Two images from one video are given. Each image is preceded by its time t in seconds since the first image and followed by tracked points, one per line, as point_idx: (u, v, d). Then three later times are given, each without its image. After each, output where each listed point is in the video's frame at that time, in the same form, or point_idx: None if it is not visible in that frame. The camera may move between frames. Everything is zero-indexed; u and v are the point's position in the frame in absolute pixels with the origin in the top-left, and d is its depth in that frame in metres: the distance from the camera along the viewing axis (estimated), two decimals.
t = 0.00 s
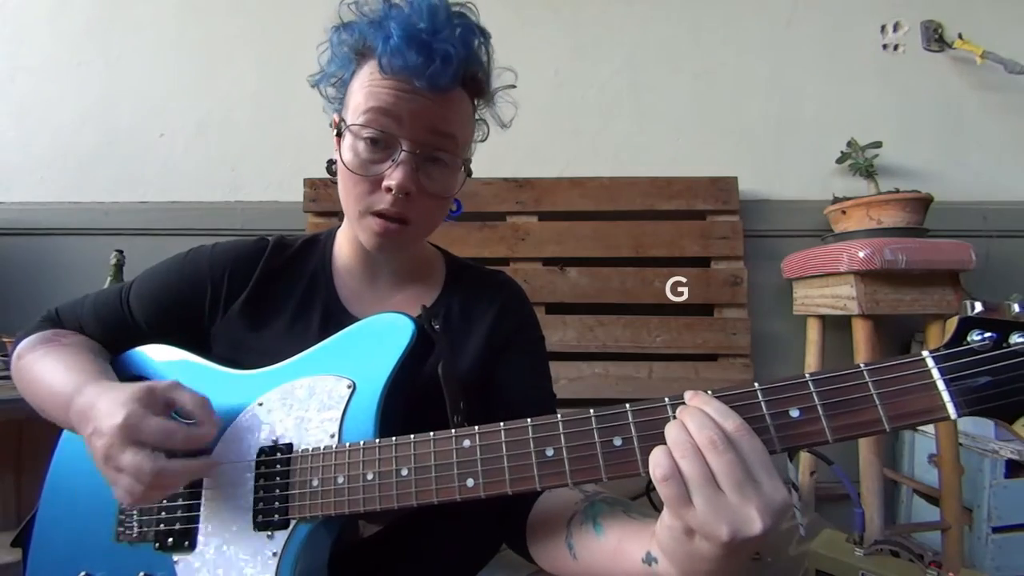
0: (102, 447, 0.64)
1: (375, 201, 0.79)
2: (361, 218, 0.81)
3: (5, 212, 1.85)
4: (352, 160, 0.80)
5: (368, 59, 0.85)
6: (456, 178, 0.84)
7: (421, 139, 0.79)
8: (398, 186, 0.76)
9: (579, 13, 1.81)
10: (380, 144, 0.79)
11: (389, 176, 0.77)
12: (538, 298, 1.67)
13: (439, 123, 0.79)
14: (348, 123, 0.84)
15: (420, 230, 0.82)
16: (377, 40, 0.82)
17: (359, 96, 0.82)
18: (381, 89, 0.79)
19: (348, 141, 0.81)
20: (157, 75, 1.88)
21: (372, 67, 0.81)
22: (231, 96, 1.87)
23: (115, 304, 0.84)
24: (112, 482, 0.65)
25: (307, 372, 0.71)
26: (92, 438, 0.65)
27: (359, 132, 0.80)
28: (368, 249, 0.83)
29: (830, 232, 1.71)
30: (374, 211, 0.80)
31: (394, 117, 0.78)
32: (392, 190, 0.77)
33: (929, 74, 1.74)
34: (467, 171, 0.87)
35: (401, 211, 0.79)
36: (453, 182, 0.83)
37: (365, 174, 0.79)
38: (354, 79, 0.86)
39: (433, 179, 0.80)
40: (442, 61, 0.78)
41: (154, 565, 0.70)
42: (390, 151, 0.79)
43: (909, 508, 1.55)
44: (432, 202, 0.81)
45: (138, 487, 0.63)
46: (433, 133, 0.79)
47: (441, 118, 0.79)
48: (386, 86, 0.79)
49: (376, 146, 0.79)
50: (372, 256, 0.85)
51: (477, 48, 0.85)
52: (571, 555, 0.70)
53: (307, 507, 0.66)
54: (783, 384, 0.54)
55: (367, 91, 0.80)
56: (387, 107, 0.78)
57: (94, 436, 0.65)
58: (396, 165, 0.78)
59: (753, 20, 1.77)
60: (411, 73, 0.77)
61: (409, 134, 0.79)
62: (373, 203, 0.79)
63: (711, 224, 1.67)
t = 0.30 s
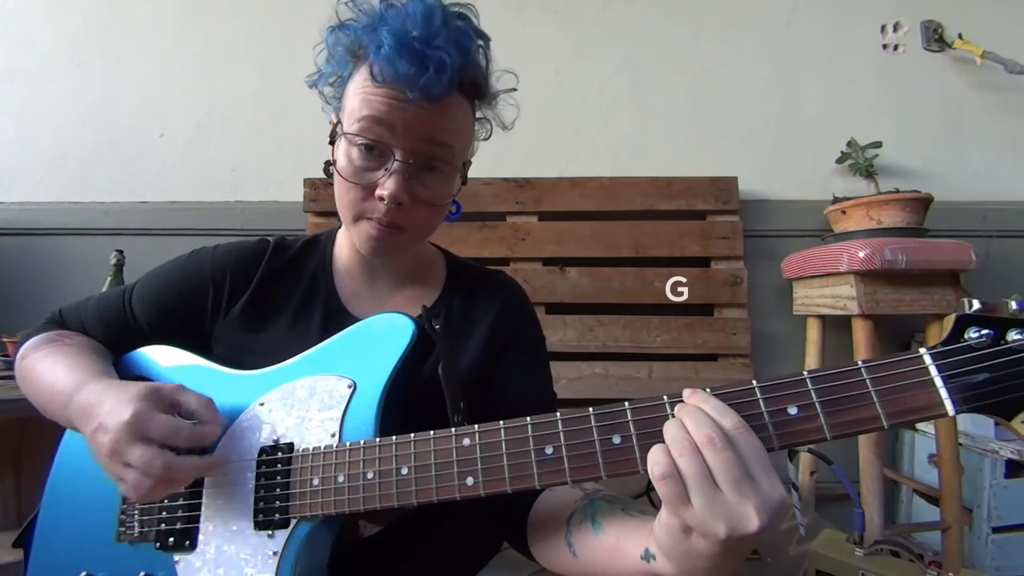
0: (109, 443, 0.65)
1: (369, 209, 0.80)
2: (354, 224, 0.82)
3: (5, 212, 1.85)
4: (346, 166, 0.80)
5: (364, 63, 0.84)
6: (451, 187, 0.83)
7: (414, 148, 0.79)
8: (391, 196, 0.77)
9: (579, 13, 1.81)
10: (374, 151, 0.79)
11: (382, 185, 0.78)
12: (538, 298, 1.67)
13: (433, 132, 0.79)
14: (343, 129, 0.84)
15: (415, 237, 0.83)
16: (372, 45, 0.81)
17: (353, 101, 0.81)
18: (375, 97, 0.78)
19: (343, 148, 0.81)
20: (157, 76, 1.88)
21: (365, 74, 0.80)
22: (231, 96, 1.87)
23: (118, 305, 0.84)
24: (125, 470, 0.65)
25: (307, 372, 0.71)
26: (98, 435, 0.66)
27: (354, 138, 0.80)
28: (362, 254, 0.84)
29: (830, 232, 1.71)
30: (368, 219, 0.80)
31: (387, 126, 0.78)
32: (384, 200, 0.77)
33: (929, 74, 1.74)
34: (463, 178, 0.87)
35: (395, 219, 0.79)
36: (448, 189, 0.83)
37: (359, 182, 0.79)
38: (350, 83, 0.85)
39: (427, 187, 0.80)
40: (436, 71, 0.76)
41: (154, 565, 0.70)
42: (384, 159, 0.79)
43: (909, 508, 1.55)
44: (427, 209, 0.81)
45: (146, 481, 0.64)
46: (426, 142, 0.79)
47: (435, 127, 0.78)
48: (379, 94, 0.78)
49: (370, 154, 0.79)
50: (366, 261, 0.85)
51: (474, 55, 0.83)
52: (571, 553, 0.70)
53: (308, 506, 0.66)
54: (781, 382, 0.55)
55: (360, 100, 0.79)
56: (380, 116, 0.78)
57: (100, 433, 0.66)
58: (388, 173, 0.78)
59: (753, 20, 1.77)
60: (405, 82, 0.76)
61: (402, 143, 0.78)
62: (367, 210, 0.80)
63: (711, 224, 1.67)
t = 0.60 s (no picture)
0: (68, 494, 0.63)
1: (373, 181, 0.79)
2: (361, 201, 0.80)
3: (5, 212, 1.85)
4: (349, 145, 0.81)
5: (362, 53, 0.86)
6: (453, 158, 0.85)
7: (415, 118, 0.81)
8: (397, 160, 0.77)
9: (579, 13, 1.81)
10: (376, 126, 0.81)
11: (387, 153, 0.78)
12: (538, 298, 1.67)
13: (432, 103, 0.82)
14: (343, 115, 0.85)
15: (421, 209, 0.82)
16: (364, 33, 0.85)
17: (353, 86, 0.84)
18: (374, 73, 0.82)
19: (344, 128, 0.83)
20: (156, 75, 1.88)
21: (362, 58, 0.84)
22: (231, 96, 1.87)
23: (116, 306, 0.84)
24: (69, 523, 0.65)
25: (306, 371, 0.71)
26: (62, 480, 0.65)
27: (356, 118, 0.82)
28: (369, 233, 0.82)
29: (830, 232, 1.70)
30: (373, 191, 0.79)
31: (388, 98, 0.80)
32: (390, 165, 0.77)
33: (929, 74, 1.74)
34: (463, 157, 0.88)
35: (401, 187, 0.78)
36: (451, 163, 0.84)
37: (363, 155, 0.79)
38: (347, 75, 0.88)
39: (430, 157, 0.81)
40: (428, 39, 0.82)
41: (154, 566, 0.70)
42: (387, 131, 0.80)
43: (909, 508, 1.55)
44: (432, 180, 0.81)
45: (88, 540, 0.63)
46: (427, 112, 0.81)
47: (432, 96, 0.82)
48: (377, 71, 0.82)
49: (373, 128, 0.81)
50: (373, 242, 0.84)
51: (462, 31, 0.89)
52: (570, 552, 0.70)
53: (307, 507, 0.66)
54: (781, 382, 0.55)
55: (359, 79, 0.83)
56: (381, 89, 0.81)
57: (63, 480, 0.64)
58: (392, 143, 0.79)
59: (753, 20, 1.77)
60: (402, 52, 0.81)
61: (404, 113, 0.80)
62: (371, 183, 0.79)
63: (711, 224, 1.67)
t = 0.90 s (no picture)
0: (59, 501, 0.62)
1: (375, 172, 0.79)
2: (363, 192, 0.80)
3: (6, 212, 1.85)
4: (352, 138, 0.82)
5: (365, 53, 0.87)
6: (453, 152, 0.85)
7: (416, 109, 0.82)
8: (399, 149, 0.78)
9: (579, 12, 1.81)
10: (378, 119, 0.82)
11: (389, 144, 0.79)
12: (538, 298, 1.67)
13: (433, 96, 0.84)
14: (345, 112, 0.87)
15: (423, 200, 0.82)
16: (362, 30, 0.87)
17: (354, 84, 0.86)
18: (376, 69, 0.84)
19: (346, 123, 0.84)
20: (157, 75, 1.88)
21: (363, 54, 0.87)
22: (231, 96, 1.87)
23: (117, 304, 0.84)
24: (55, 535, 0.63)
25: (306, 371, 0.71)
26: (53, 487, 0.63)
27: (358, 112, 0.83)
28: (371, 225, 0.82)
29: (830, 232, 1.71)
30: (375, 182, 0.79)
31: (390, 92, 0.82)
32: (392, 154, 0.78)
33: (928, 74, 1.74)
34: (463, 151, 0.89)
35: (403, 176, 0.79)
36: (451, 155, 0.85)
37: (365, 147, 0.80)
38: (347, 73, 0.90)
39: (431, 148, 0.82)
40: (427, 34, 0.84)
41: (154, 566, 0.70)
42: (388, 124, 0.82)
43: (909, 508, 1.55)
44: (433, 170, 0.82)
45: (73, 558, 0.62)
46: (427, 106, 0.83)
47: (433, 90, 0.84)
48: (378, 67, 0.84)
49: (375, 121, 0.82)
50: (374, 235, 0.83)
51: (460, 33, 0.91)
52: (565, 548, 0.70)
53: (307, 507, 0.66)
54: (782, 382, 0.54)
55: (361, 75, 0.85)
56: (382, 83, 0.83)
57: (54, 488, 0.63)
58: (394, 133, 0.80)
59: (753, 19, 1.77)
60: (402, 46, 0.83)
61: (405, 105, 0.82)
62: (373, 173, 0.80)
63: (711, 224, 1.67)
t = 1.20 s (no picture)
0: (103, 448, 0.64)
1: (375, 164, 0.79)
2: (361, 184, 0.80)
3: (5, 212, 1.85)
4: (353, 132, 0.82)
5: (369, 53, 0.89)
6: (453, 150, 0.86)
7: (418, 105, 0.83)
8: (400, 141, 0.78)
9: (579, 13, 1.81)
10: (379, 113, 0.82)
11: (389, 136, 0.79)
12: (538, 299, 1.67)
13: (435, 95, 0.84)
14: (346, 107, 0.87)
15: (421, 195, 0.82)
16: (367, 32, 0.88)
17: (358, 80, 0.87)
18: (381, 66, 0.85)
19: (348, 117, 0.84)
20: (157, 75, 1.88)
21: (369, 54, 0.88)
22: (230, 96, 1.87)
23: (115, 302, 0.84)
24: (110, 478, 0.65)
25: (306, 371, 0.71)
26: (91, 440, 0.65)
27: (360, 106, 0.83)
28: (369, 217, 0.81)
29: (830, 232, 1.70)
30: (373, 173, 0.79)
31: (393, 87, 0.83)
32: (393, 145, 0.78)
33: (928, 73, 1.74)
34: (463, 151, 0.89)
35: (402, 169, 0.79)
36: (451, 153, 0.85)
37: (366, 139, 0.80)
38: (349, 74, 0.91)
39: (432, 145, 0.82)
40: (432, 36, 0.85)
41: (153, 566, 0.70)
42: (389, 118, 0.82)
43: (908, 508, 1.55)
44: (432, 166, 0.82)
45: (131, 492, 0.64)
46: (429, 103, 0.84)
47: (435, 89, 0.85)
48: (384, 64, 0.85)
49: (376, 115, 0.82)
50: (372, 229, 0.83)
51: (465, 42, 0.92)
52: (565, 547, 0.71)
53: (307, 508, 0.66)
54: (785, 387, 0.54)
55: (366, 72, 0.86)
56: (386, 79, 0.83)
57: (93, 439, 0.65)
58: (396, 127, 0.81)
59: (753, 19, 1.77)
60: (408, 46, 0.85)
61: (407, 100, 0.83)
62: (372, 166, 0.79)
63: (711, 224, 1.67)
